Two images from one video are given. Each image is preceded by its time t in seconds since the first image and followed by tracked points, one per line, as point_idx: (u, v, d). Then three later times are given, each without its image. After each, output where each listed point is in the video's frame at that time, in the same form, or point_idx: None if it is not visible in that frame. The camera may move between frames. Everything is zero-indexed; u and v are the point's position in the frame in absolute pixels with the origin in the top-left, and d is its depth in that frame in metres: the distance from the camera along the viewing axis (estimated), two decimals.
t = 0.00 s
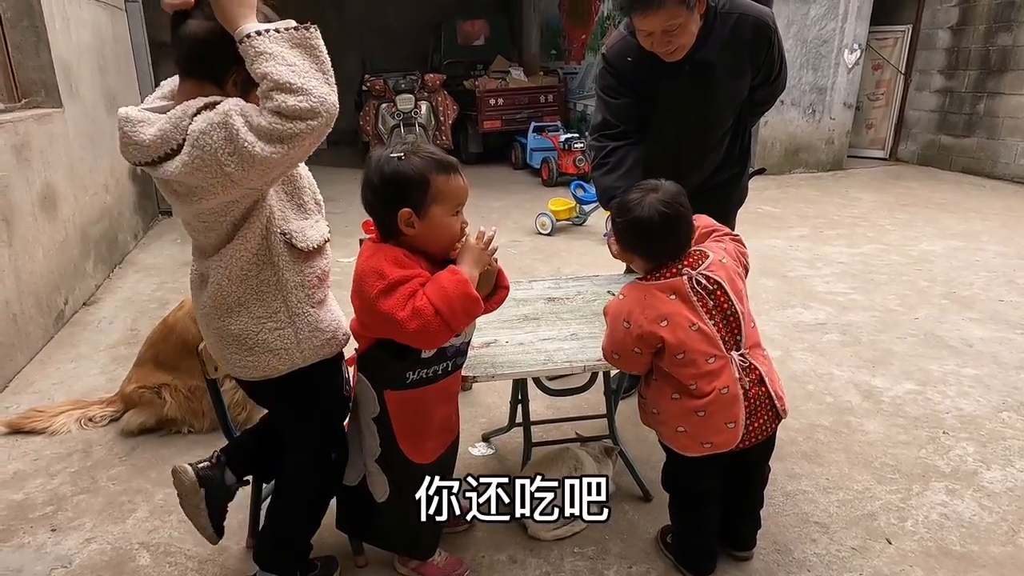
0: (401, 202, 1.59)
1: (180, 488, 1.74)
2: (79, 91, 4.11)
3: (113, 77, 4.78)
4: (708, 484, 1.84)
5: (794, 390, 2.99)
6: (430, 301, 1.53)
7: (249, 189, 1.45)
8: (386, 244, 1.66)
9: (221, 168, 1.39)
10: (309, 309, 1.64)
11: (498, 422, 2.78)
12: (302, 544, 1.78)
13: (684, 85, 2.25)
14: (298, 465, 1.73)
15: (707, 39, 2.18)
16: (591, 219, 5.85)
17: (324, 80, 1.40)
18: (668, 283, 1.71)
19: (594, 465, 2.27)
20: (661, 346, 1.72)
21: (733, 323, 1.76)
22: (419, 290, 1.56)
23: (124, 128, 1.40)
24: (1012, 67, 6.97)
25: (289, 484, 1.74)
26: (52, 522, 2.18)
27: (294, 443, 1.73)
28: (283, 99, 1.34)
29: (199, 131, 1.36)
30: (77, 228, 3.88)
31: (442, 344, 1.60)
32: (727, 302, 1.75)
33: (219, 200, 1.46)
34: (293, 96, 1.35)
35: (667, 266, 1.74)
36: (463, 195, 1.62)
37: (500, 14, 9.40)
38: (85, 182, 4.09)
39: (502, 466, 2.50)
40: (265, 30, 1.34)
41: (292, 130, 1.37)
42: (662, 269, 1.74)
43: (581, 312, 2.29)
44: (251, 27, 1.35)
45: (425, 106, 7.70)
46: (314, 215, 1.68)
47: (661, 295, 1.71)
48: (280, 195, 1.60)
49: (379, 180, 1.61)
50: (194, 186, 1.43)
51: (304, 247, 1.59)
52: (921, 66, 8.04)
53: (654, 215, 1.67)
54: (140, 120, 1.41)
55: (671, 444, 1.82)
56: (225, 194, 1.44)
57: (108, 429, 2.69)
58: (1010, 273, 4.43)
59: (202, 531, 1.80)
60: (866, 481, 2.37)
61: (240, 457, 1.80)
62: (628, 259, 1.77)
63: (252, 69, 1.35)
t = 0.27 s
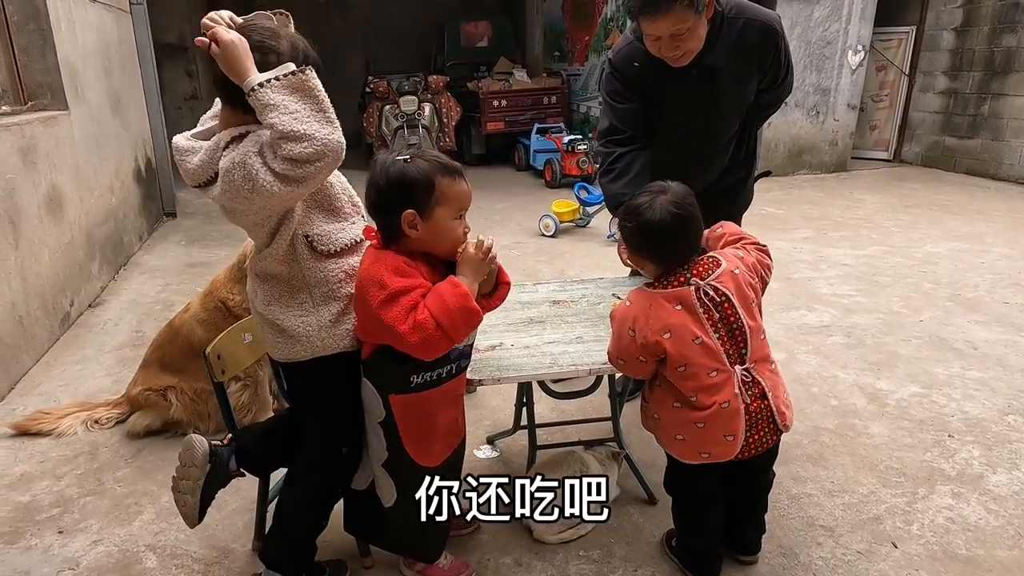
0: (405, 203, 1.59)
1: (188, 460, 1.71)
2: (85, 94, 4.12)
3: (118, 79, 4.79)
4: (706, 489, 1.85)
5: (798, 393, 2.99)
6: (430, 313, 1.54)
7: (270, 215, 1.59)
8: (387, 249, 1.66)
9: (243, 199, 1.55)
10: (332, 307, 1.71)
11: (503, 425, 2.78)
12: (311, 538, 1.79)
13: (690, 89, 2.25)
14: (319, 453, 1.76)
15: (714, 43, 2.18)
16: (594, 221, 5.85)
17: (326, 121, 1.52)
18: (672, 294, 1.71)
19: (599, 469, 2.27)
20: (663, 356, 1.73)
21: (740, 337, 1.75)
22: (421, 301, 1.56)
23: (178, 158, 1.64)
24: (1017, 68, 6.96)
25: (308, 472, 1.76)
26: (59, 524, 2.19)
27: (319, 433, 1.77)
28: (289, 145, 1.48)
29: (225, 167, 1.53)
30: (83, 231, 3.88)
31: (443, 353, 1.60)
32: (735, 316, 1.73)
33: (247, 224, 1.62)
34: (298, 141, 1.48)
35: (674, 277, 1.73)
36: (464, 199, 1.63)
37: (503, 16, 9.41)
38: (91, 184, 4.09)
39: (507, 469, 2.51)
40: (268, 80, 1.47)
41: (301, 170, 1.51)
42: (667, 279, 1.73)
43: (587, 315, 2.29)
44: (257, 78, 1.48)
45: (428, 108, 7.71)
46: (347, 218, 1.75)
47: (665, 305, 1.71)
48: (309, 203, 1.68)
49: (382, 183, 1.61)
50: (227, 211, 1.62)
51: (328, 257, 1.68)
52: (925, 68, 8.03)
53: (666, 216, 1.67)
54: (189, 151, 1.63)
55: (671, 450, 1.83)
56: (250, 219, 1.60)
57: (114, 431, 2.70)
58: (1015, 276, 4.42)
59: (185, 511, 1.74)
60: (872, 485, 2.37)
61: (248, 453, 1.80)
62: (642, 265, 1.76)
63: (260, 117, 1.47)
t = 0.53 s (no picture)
0: (411, 204, 1.60)
1: (185, 465, 1.77)
2: (89, 95, 4.13)
3: (122, 80, 4.80)
4: (713, 496, 1.84)
5: (801, 395, 2.99)
6: (439, 324, 1.55)
7: (266, 188, 1.61)
8: (394, 255, 1.66)
9: (242, 167, 1.58)
10: (310, 310, 1.72)
11: (506, 427, 2.79)
12: (314, 544, 1.83)
13: (696, 93, 2.25)
14: (314, 459, 1.80)
15: (720, 47, 2.18)
16: (597, 222, 5.85)
17: (331, 103, 1.52)
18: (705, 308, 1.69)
19: (603, 472, 2.23)
20: (691, 369, 1.71)
21: (764, 351, 1.74)
22: (430, 310, 1.57)
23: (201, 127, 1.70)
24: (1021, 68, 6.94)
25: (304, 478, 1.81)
26: (64, 525, 2.20)
27: (312, 438, 1.80)
28: (289, 116, 1.49)
29: (233, 133, 1.57)
30: (87, 232, 3.90)
31: (451, 361, 1.60)
32: (762, 330, 1.73)
33: (247, 196, 1.65)
34: (298, 114, 1.49)
35: (705, 289, 1.70)
36: (468, 199, 1.64)
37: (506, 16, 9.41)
38: (95, 186, 4.10)
39: (511, 470, 2.51)
40: (289, 58, 1.51)
41: (293, 143, 1.51)
42: (692, 292, 1.72)
43: (591, 317, 2.30)
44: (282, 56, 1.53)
45: (431, 108, 7.71)
46: (348, 226, 1.74)
47: (699, 318, 1.68)
48: (310, 197, 1.69)
49: (385, 187, 1.62)
50: (232, 179, 1.65)
51: (316, 249, 1.67)
52: (928, 68, 8.01)
53: (704, 217, 1.68)
54: (212, 121, 1.69)
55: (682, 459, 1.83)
56: (250, 190, 1.62)
57: (119, 432, 2.71)
58: (1019, 277, 4.41)
59: (186, 511, 1.80)
60: (875, 487, 2.37)
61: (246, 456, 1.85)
62: (675, 269, 1.73)
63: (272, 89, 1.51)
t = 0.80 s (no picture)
0: (411, 205, 1.59)
1: (184, 463, 1.77)
2: (90, 93, 4.13)
3: (124, 78, 4.80)
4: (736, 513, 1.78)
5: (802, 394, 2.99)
6: (440, 324, 1.55)
7: (270, 187, 1.61)
8: (393, 253, 1.65)
9: (247, 166, 1.59)
10: (318, 308, 1.72)
11: (505, 425, 2.79)
12: (315, 543, 1.81)
13: (697, 91, 2.26)
14: (313, 456, 1.79)
15: (722, 45, 2.17)
16: (599, 220, 5.85)
17: (333, 101, 1.53)
18: (768, 306, 1.63)
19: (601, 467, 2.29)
20: (766, 372, 1.63)
21: (807, 350, 1.75)
22: (430, 311, 1.57)
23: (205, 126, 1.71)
24: None
25: (302, 475, 1.79)
26: (64, 522, 2.21)
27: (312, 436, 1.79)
28: (289, 111, 1.49)
29: (237, 133, 1.58)
30: (89, 229, 3.90)
31: (448, 361, 1.60)
32: (807, 328, 1.73)
33: (252, 196, 1.66)
34: (298, 109, 1.49)
35: (757, 287, 1.65)
36: (471, 202, 1.63)
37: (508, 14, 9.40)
38: (96, 183, 4.11)
39: (510, 469, 2.51)
40: (294, 52, 1.51)
41: (294, 140, 1.51)
42: (748, 291, 1.64)
43: (590, 316, 2.29)
44: (288, 50, 1.53)
45: (433, 106, 7.71)
46: (353, 221, 1.75)
47: (771, 316, 1.61)
48: (314, 194, 1.69)
49: (389, 186, 1.61)
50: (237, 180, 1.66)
51: (321, 248, 1.68)
52: (932, 66, 7.98)
53: (749, 220, 1.65)
54: (216, 120, 1.70)
55: (738, 477, 1.71)
56: (254, 190, 1.63)
57: (119, 430, 2.71)
58: (1021, 275, 4.40)
59: (185, 510, 1.80)
60: (875, 486, 2.36)
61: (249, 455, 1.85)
62: (716, 271, 1.65)
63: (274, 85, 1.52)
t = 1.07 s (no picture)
0: (394, 202, 1.60)
1: (173, 458, 1.76)
2: (88, 91, 4.14)
3: (122, 76, 4.81)
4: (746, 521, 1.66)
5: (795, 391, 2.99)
6: (416, 321, 1.56)
7: (261, 180, 1.61)
8: (376, 249, 1.65)
9: (237, 158, 1.58)
10: (308, 302, 1.72)
11: (497, 422, 2.79)
12: (304, 538, 1.81)
13: (687, 89, 2.26)
14: (302, 451, 1.79)
15: (712, 43, 2.17)
16: (597, 218, 5.85)
17: (320, 82, 1.52)
18: (797, 305, 1.51)
19: (590, 463, 2.31)
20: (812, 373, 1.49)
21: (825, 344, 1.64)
22: (408, 307, 1.57)
23: (194, 122, 1.71)
24: None
25: (291, 471, 1.79)
26: (56, 517, 2.22)
27: (301, 432, 1.79)
28: (275, 95, 1.49)
29: (226, 124, 1.58)
30: (86, 226, 3.92)
31: (426, 358, 1.61)
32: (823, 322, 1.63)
33: (242, 190, 1.65)
34: (283, 93, 1.49)
35: (776, 292, 1.52)
36: (455, 201, 1.63)
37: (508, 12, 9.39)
38: (94, 181, 4.12)
39: (501, 465, 2.52)
40: (281, 36, 1.52)
41: (280, 123, 1.50)
42: (770, 297, 1.51)
43: (579, 312, 2.30)
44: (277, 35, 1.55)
45: (433, 104, 7.71)
46: (341, 215, 1.77)
47: (806, 313, 1.49)
48: (304, 189, 1.70)
49: (373, 181, 1.61)
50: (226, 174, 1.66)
51: (312, 241, 1.68)
52: (933, 63, 7.95)
53: (745, 232, 1.52)
54: (205, 116, 1.70)
55: (789, 488, 1.55)
56: (244, 183, 1.63)
57: (112, 426, 2.72)
58: (1019, 274, 4.39)
59: (174, 505, 1.80)
60: (864, 483, 2.36)
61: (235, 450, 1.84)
62: (721, 290, 1.51)
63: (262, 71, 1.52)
